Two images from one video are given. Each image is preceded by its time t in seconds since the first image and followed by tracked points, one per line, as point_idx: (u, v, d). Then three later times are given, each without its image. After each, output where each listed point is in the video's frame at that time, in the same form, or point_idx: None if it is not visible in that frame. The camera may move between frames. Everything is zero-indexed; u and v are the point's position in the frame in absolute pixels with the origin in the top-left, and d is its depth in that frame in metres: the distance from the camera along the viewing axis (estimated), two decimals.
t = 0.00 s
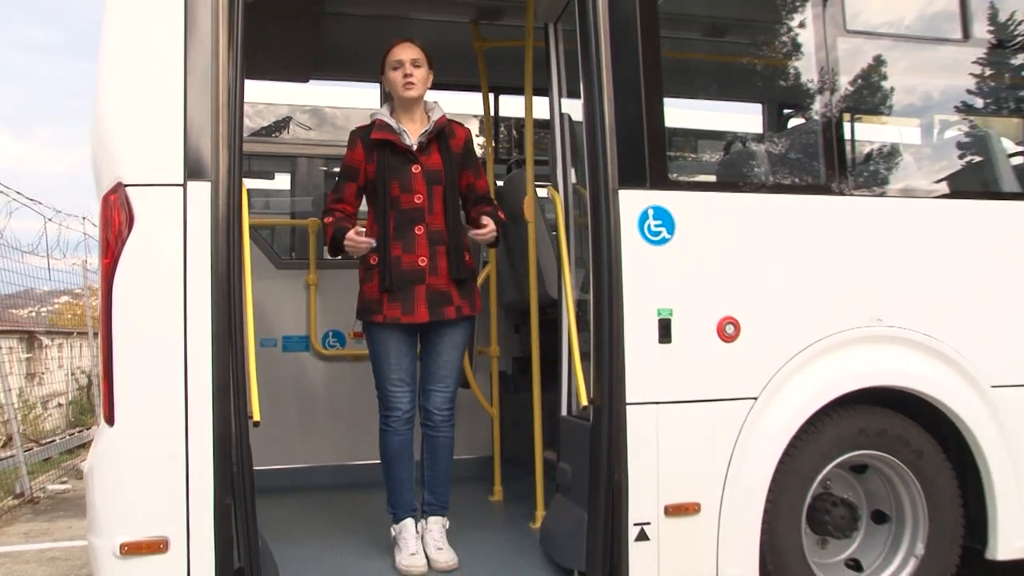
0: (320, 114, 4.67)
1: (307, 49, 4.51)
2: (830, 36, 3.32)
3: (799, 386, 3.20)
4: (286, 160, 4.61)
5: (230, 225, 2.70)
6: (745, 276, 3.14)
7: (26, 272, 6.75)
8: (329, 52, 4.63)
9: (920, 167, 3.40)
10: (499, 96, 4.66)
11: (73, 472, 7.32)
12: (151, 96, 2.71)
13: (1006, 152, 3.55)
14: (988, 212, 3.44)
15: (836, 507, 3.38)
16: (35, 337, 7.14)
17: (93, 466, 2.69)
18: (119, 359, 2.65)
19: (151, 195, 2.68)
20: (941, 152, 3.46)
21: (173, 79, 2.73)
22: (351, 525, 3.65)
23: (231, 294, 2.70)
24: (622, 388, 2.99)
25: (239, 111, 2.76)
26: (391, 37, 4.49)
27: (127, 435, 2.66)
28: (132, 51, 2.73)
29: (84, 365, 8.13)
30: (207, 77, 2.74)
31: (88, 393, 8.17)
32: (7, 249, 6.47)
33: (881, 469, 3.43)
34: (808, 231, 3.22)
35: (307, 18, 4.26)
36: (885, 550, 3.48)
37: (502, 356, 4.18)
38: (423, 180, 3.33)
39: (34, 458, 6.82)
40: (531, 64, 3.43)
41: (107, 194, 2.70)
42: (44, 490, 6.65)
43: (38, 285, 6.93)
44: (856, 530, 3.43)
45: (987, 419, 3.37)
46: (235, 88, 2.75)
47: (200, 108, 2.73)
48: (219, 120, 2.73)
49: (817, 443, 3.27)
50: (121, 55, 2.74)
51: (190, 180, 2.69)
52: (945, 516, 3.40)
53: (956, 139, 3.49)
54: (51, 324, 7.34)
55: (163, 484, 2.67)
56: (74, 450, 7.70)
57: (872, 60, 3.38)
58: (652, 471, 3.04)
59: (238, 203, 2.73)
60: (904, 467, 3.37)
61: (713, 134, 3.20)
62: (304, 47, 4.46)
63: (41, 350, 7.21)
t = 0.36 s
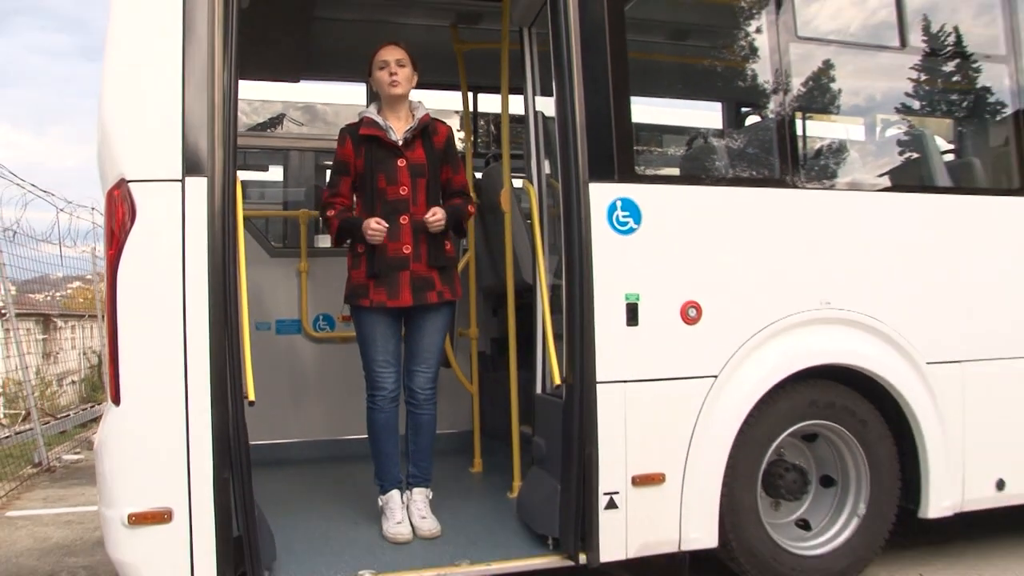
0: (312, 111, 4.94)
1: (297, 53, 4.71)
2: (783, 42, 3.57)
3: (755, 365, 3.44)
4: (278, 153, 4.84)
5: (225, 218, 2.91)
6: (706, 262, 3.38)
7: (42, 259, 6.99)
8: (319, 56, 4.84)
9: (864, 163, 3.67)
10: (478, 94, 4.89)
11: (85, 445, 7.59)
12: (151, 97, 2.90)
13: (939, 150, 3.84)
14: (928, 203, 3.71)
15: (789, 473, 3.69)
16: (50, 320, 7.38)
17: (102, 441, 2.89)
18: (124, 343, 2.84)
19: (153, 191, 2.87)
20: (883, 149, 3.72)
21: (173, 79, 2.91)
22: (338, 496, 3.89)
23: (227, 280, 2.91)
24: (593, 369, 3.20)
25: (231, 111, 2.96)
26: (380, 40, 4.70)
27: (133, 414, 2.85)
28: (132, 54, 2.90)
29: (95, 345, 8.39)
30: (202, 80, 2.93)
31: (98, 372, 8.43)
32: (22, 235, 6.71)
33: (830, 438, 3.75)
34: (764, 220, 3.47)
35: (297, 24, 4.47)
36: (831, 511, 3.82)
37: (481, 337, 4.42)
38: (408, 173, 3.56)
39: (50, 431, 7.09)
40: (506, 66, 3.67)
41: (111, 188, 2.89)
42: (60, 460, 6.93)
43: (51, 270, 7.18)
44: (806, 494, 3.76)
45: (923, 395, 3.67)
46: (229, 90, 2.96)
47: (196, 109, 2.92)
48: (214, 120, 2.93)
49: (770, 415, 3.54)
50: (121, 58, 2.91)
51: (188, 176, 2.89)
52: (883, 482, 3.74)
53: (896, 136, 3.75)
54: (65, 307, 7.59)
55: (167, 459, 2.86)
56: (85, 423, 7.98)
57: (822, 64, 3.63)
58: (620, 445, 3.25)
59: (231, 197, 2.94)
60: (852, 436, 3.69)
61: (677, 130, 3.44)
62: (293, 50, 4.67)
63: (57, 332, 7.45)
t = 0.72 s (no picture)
0: (298, 98, 4.98)
1: (281, 43, 4.75)
2: (758, 33, 3.64)
3: (731, 349, 3.52)
4: (264, 140, 4.89)
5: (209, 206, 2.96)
6: (683, 248, 3.44)
7: (32, 244, 7.02)
8: (303, 47, 4.85)
9: (837, 151, 3.75)
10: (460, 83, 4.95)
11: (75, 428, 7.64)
12: (136, 87, 2.94)
13: (909, 139, 3.92)
14: (899, 192, 3.80)
15: (764, 452, 3.75)
16: (40, 305, 7.44)
17: (91, 424, 2.95)
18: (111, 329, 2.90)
19: (138, 180, 2.92)
20: (855, 138, 3.80)
21: (157, 70, 2.96)
22: (321, 478, 3.97)
23: (212, 266, 2.96)
24: (573, 354, 3.25)
25: (215, 101, 3.01)
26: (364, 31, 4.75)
27: (123, 400, 2.91)
28: (118, 45, 2.95)
29: (85, 330, 8.43)
30: (188, 70, 2.99)
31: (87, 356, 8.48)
32: (12, 220, 6.74)
33: (803, 418, 3.84)
34: (741, 207, 3.54)
35: (281, 14, 4.51)
36: (803, 489, 3.91)
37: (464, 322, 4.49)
38: (392, 162, 3.62)
39: (41, 412, 7.14)
40: (488, 55, 3.72)
41: (97, 177, 2.95)
42: (51, 442, 7.00)
43: (41, 256, 7.22)
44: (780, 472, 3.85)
45: (893, 377, 3.77)
46: (213, 81, 3.01)
47: (180, 99, 2.97)
48: (198, 109, 2.98)
49: (745, 397, 3.62)
50: (107, 49, 2.96)
51: (173, 165, 2.94)
52: (855, 461, 3.84)
53: (868, 126, 3.83)
54: (56, 292, 7.64)
55: (155, 444, 2.93)
56: (75, 407, 8.03)
57: (796, 55, 3.71)
58: (599, 427, 3.31)
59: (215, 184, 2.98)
60: (825, 416, 3.78)
61: (658, 117, 3.48)
62: (277, 40, 4.71)
63: (46, 316, 7.50)
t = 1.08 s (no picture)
0: (286, 86, 4.95)
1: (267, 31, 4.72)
2: (747, 23, 3.62)
3: (718, 340, 3.52)
4: (251, 126, 4.86)
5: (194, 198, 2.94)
6: (670, 239, 3.43)
7: (16, 231, 6.98)
8: (289, 36, 4.83)
9: (824, 142, 3.75)
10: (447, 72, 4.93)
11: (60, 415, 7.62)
12: (120, 77, 2.92)
13: (897, 131, 3.90)
14: (887, 183, 3.80)
15: (750, 440, 3.75)
16: (25, 292, 7.40)
17: (76, 416, 2.94)
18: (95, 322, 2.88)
19: (122, 171, 2.90)
20: (844, 129, 3.80)
21: (141, 60, 2.94)
22: (307, 468, 3.96)
23: (197, 256, 2.94)
24: (560, 345, 3.25)
25: (200, 90, 2.99)
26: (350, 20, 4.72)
27: (108, 393, 2.89)
28: (101, 35, 2.92)
29: (70, 317, 8.41)
30: (173, 61, 2.96)
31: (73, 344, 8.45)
32: None
33: (790, 406, 3.84)
34: (728, 199, 3.53)
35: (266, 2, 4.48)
36: (789, 479, 3.91)
37: (451, 311, 4.48)
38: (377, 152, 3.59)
39: (27, 400, 7.12)
40: (475, 44, 3.70)
41: (80, 168, 2.92)
42: (36, 430, 6.97)
43: (26, 243, 7.19)
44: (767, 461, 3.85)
45: (879, 368, 3.78)
46: (198, 71, 2.99)
47: (165, 89, 2.95)
48: (184, 100, 2.96)
49: (731, 388, 3.62)
50: (90, 38, 2.93)
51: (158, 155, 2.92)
52: (841, 450, 3.85)
53: (856, 116, 3.82)
54: (42, 280, 7.61)
55: (141, 437, 2.92)
56: (62, 394, 8.01)
57: (785, 45, 3.70)
58: (586, 419, 3.30)
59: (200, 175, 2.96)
60: (812, 404, 3.78)
61: (645, 106, 3.46)
62: (263, 29, 4.68)
63: (31, 304, 7.47)
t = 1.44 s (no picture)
0: (281, 83, 4.94)
1: (261, 31, 4.72)
2: (741, 22, 3.62)
3: (715, 339, 3.52)
4: (245, 125, 4.86)
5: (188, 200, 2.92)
6: (665, 240, 3.43)
7: (10, 230, 6.96)
8: (283, 36, 4.82)
9: (820, 140, 3.75)
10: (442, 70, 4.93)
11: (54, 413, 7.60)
12: (114, 78, 2.91)
13: (892, 129, 3.91)
14: (882, 182, 3.80)
15: (746, 438, 3.75)
16: (20, 290, 7.38)
17: (70, 419, 2.93)
18: (90, 325, 2.87)
19: (117, 173, 2.88)
20: (839, 127, 3.80)
21: (135, 61, 2.92)
22: (303, 469, 3.96)
23: (192, 258, 2.93)
24: (555, 346, 3.25)
25: (194, 90, 2.98)
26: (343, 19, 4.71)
27: (104, 396, 2.89)
28: (94, 36, 2.91)
29: (64, 314, 8.40)
30: (166, 62, 2.95)
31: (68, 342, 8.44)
32: None
33: (785, 404, 3.85)
34: (724, 198, 3.53)
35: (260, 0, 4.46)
36: (785, 477, 3.91)
37: (447, 311, 4.48)
38: (371, 152, 3.59)
39: (21, 398, 7.11)
40: (471, 44, 3.69)
41: (74, 169, 2.90)
42: (30, 428, 6.95)
43: (20, 241, 7.18)
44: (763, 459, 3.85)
45: (874, 367, 3.78)
46: (193, 71, 2.97)
47: (159, 90, 2.93)
48: (178, 101, 2.94)
49: (726, 387, 3.62)
50: (83, 40, 2.91)
51: (152, 157, 2.90)
52: (837, 448, 3.85)
53: (851, 114, 3.82)
54: (36, 278, 7.60)
55: (137, 440, 2.91)
56: (56, 392, 8.01)
57: (781, 42, 3.70)
58: (582, 420, 3.30)
59: (195, 176, 2.95)
60: (807, 402, 3.78)
61: (641, 105, 3.46)
62: (258, 27, 4.67)
63: (25, 301, 7.45)
